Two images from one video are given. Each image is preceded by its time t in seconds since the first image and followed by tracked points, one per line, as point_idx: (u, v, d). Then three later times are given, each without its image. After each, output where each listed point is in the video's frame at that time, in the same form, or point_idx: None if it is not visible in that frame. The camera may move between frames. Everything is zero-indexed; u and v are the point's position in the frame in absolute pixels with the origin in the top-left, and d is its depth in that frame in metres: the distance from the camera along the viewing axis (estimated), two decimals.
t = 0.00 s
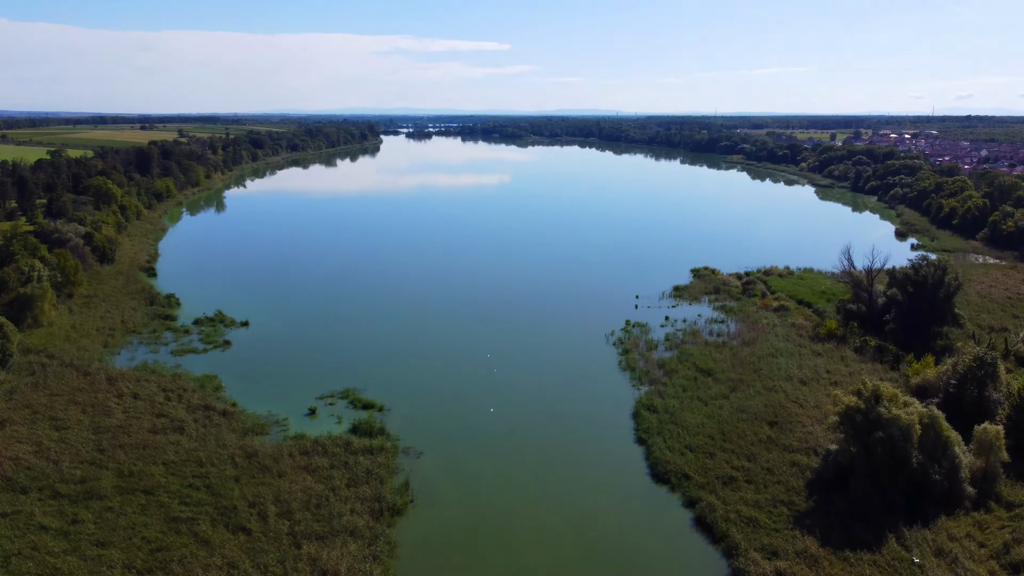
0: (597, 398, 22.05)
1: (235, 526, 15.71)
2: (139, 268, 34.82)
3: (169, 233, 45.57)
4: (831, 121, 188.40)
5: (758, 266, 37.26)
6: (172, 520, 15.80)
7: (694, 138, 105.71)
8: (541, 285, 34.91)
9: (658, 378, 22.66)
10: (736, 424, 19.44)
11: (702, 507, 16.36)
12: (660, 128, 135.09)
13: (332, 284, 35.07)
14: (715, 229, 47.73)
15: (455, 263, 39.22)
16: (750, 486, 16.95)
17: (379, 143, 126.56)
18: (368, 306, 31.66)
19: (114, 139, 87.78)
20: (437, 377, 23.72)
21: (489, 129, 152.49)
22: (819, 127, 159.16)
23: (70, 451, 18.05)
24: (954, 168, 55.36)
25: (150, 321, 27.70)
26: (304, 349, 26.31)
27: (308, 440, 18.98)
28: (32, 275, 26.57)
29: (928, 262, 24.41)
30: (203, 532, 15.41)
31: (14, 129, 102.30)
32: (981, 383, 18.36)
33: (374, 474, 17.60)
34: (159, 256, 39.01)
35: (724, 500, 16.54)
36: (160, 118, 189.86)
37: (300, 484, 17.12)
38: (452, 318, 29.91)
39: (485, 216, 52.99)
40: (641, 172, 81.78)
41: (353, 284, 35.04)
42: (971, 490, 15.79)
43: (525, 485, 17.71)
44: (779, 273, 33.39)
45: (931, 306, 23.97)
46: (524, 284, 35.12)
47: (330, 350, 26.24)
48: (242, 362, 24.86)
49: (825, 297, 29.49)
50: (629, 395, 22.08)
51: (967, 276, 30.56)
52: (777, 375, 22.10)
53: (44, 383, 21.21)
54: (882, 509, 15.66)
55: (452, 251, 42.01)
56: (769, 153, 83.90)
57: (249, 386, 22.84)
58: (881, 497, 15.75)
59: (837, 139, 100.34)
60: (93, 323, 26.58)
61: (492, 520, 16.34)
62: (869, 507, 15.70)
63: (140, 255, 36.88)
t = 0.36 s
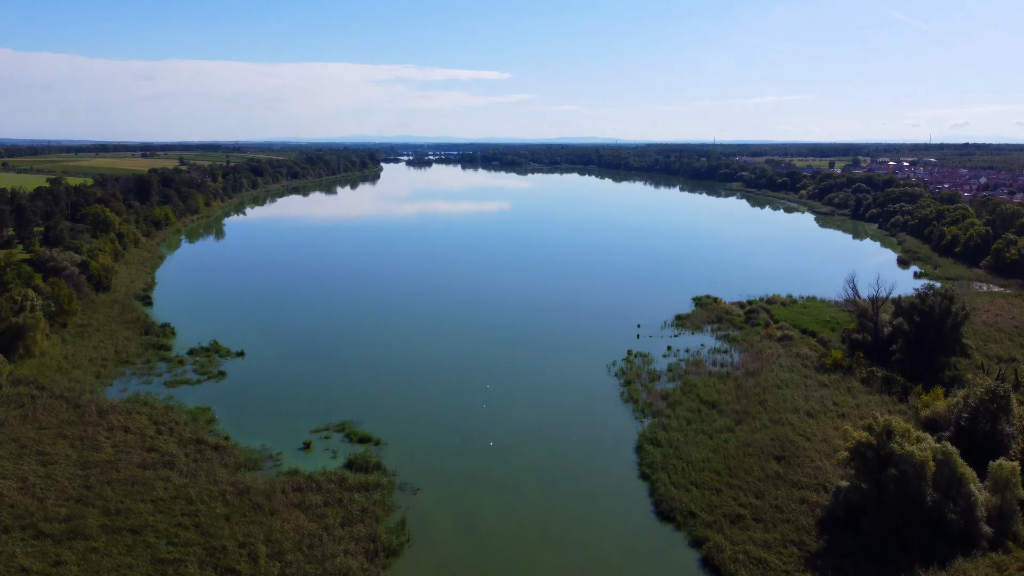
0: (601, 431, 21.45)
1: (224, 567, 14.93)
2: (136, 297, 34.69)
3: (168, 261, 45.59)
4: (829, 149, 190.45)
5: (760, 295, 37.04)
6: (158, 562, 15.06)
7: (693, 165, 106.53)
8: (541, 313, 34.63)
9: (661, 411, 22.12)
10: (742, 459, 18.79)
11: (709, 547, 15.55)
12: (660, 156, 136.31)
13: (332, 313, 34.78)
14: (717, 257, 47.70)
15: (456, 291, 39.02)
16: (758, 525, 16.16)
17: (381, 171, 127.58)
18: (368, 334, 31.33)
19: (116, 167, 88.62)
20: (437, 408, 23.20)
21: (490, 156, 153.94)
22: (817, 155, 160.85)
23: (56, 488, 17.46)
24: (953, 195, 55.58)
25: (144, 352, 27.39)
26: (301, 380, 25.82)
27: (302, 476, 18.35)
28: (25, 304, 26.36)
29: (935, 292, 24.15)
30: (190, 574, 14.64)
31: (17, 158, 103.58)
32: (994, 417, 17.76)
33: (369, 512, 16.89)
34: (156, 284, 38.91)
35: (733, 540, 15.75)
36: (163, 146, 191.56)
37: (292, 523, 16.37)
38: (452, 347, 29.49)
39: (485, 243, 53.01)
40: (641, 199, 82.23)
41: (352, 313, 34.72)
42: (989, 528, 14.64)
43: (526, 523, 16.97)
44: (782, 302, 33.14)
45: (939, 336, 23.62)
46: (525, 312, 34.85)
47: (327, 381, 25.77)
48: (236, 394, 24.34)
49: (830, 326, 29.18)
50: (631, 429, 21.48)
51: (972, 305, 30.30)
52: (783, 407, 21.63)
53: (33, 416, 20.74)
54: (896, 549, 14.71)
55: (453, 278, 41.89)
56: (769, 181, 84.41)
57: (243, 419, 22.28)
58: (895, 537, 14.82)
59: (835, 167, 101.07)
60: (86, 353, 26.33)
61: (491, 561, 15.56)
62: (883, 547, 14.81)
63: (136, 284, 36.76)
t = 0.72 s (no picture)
0: (603, 455, 20.90)
1: None
2: (131, 317, 34.37)
3: (165, 281, 45.39)
4: (828, 168, 191.18)
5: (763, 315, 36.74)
6: None
7: (693, 185, 106.93)
8: (542, 333, 34.25)
9: (665, 435, 21.61)
10: (749, 486, 18.25)
11: None
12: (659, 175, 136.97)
13: (330, 333, 34.38)
14: (719, 277, 47.46)
15: (456, 310, 38.66)
16: (767, 556, 15.53)
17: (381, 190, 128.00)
18: (367, 355, 30.89)
19: (116, 186, 88.90)
20: (436, 432, 22.68)
21: (489, 176, 154.47)
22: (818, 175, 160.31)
23: (41, 516, 16.87)
24: (954, 215, 55.61)
25: (138, 375, 26.95)
26: (297, 403, 25.34)
27: (295, 504, 17.80)
28: (18, 325, 26.00)
29: (942, 314, 23.79)
30: None
31: (18, 176, 103.97)
32: (1007, 443, 17.21)
33: (364, 543, 16.26)
34: (152, 304, 38.64)
35: (742, 572, 15.11)
36: (164, 165, 192.08)
37: (283, 554, 15.70)
38: (451, 368, 29.04)
39: (486, 262, 52.82)
40: (641, 218, 82.32)
41: (351, 333, 34.36)
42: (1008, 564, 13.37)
43: (527, 553, 16.33)
44: (785, 323, 32.78)
45: (946, 359, 23.22)
46: (525, 332, 34.47)
47: (323, 403, 25.28)
48: (231, 417, 23.83)
49: (834, 347, 28.80)
50: (634, 454, 20.94)
51: (978, 326, 29.94)
52: (789, 432, 21.15)
53: (20, 441, 20.23)
54: None
55: (453, 297, 41.58)
56: (769, 200, 84.61)
57: (236, 444, 21.76)
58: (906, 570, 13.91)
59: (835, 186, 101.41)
60: (78, 376, 25.88)
61: None
62: None
63: (132, 304, 36.47)
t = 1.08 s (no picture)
0: (605, 474, 20.38)
1: None
2: (126, 330, 33.95)
3: (161, 292, 45.04)
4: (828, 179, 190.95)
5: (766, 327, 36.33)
6: None
7: (693, 196, 106.84)
8: (542, 345, 33.85)
9: (667, 452, 21.12)
10: (755, 506, 17.75)
11: None
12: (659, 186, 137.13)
13: (327, 345, 34.00)
14: (720, 288, 47.11)
15: (455, 322, 38.25)
16: None
17: (380, 202, 127.88)
18: (364, 368, 30.45)
19: (115, 197, 88.84)
20: (433, 448, 22.19)
21: (489, 187, 154.31)
22: (818, 185, 160.74)
23: (24, 537, 16.27)
24: (956, 226, 55.40)
25: (130, 390, 26.46)
26: (293, 418, 24.87)
27: (287, 525, 17.27)
28: (9, 338, 25.55)
29: (949, 327, 23.37)
30: None
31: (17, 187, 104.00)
32: (1020, 461, 16.56)
33: (358, 566, 15.70)
34: (148, 317, 38.27)
35: None
36: (164, 177, 192.22)
37: None
38: (450, 381, 28.59)
39: (486, 273, 52.51)
40: (641, 229, 82.07)
41: (349, 345, 34.00)
42: None
43: None
44: (789, 335, 32.38)
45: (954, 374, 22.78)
46: (525, 343, 34.09)
47: (319, 419, 24.81)
48: (224, 433, 23.34)
49: (839, 361, 28.39)
50: (637, 471, 20.43)
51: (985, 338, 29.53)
52: (795, 449, 20.69)
53: (7, 458, 19.73)
54: None
55: (452, 309, 41.19)
56: (769, 211, 84.42)
57: (229, 461, 21.27)
58: None
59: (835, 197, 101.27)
60: (70, 390, 25.42)
61: None
62: None
63: (127, 317, 36.08)
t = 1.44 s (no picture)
0: (607, 483, 19.93)
1: None
2: (121, 335, 33.53)
3: (158, 296, 44.63)
4: (828, 181, 190.92)
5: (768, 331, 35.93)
6: None
7: (693, 199, 106.52)
8: (541, 349, 33.41)
9: (670, 461, 20.69)
10: (761, 517, 17.32)
11: None
12: (659, 189, 136.86)
13: (325, 349, 33.57)
14: (722, 291, 46.77)
15: (454, 325, 37.84)
16: None
17: (379, 204, 127.59)
18: (361, 373, 30.00)
19: (112, 199, 88.46)
20: (431, 456, 21.74)
21: (489, 189, 154.06)
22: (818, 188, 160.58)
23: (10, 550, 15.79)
24: (958, 229, 55.05)
25: (124, 396, 26.01)
26: (288, 425, 24.41)
27: (281, 538, 16.81)
28: None
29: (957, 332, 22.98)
30: None
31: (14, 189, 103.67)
32: None
33: None
34: (144, 321, 37.85)
35: None
36: (161, 180, 191.56)
37: None
38: (448, 386, 28.15)
39: (486, 276, 52.13)
40: (641, 232, 81.70)
41: (346, 349, 33.56)
42: None
43: None
44: (792, 340, 32.00)
45: (962, 380, 22.38)
46: (525, 347, 33.68)
47: (315, 425, 24.35)
48: (218, 441, 22.89)
49: (843, 366, 28.00)
50: (639, 481, 19.97)
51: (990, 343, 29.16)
52: (801, 457, 20.27)
53: None
54: None
55: (451, 312, 40.79)
56: (770, 214, 84.09)
57: (222, 471, 20.80)
58: None
59: (835, 200, 100.92)
60: (62, 397, 24.96)
61: None
62: None
63: (123, 321, 35.67)
